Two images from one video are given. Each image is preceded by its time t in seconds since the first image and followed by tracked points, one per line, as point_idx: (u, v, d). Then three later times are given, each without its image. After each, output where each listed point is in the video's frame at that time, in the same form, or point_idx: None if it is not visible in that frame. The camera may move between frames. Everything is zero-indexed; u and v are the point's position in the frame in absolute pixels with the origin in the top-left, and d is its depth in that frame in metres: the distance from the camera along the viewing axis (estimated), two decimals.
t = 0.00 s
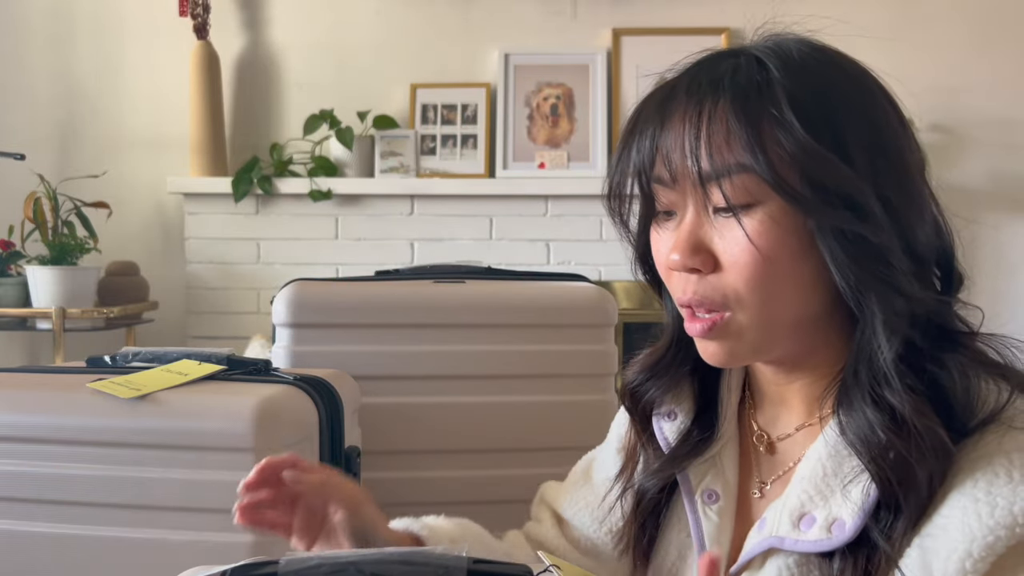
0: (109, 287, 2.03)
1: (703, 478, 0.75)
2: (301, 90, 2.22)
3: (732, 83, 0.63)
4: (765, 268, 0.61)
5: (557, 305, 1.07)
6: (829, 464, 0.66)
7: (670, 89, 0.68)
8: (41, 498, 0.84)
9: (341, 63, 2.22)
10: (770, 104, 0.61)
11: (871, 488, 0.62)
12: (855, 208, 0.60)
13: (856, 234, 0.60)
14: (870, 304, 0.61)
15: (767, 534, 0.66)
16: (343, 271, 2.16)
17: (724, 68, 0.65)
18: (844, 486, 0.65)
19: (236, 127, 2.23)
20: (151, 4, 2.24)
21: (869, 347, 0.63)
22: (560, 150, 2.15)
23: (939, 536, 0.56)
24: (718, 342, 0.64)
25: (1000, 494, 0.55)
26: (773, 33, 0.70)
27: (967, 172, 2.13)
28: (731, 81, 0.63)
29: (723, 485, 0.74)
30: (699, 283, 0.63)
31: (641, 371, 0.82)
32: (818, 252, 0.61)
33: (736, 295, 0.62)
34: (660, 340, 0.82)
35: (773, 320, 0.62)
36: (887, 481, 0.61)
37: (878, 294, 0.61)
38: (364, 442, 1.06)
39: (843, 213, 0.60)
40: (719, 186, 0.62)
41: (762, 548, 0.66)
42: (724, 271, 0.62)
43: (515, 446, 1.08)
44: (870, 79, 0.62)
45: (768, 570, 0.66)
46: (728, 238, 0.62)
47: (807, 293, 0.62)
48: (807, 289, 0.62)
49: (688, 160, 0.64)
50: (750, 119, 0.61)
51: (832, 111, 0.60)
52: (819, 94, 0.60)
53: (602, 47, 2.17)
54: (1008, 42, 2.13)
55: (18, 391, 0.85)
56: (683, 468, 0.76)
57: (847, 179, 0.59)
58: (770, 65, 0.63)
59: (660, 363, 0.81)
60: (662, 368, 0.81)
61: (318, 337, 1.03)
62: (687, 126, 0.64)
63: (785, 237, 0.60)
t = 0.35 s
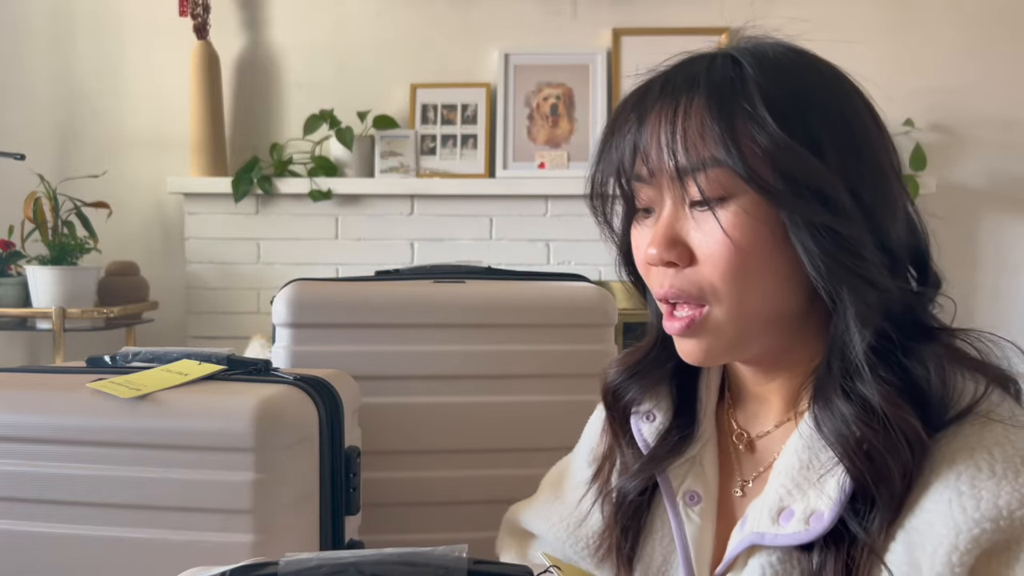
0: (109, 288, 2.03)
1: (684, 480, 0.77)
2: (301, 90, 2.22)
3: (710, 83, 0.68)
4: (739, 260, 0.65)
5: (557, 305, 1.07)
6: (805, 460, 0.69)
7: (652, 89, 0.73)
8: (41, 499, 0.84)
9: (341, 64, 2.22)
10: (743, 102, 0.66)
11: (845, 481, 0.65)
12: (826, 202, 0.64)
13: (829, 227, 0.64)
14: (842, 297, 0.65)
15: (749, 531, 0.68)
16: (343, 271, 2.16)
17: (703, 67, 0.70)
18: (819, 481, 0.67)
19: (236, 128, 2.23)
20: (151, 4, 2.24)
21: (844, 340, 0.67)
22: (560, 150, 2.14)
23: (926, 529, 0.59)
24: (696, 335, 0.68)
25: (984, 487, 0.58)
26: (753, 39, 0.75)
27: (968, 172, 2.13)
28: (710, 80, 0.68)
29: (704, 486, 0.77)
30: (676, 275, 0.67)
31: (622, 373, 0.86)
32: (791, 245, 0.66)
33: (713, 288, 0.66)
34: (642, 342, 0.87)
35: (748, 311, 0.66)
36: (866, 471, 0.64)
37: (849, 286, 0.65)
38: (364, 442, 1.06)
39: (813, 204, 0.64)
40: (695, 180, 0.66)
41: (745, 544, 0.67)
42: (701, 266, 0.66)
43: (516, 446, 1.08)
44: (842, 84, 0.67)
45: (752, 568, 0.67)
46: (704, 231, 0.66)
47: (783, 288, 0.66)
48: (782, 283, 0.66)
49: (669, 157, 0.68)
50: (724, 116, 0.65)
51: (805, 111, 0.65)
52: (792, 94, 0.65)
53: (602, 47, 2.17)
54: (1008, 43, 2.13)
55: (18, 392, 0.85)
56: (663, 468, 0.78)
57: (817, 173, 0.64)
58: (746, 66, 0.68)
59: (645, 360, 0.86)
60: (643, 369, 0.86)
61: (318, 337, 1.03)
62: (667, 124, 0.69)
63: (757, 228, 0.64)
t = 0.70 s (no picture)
0: (109, 287, 2.03)
1: (653, 472, 0.82)
2: (301, 90, 2.22)
3: (654, 84, 0.75)
4: (696, 248, 0.71)
5: (556, 305, 1.07)
6: (767, 436, 0.74)
7: (597, 97, 0.80)
8: (41, 499, 0.84)
9: (341, 63, 2.22)
10: (684, 98, 0.73)
11: (802, 453, 0.71)
12: (770, 185, 0.71)
13: (774, 209, 0.71)
14: (790, 277, 0.72)
15: (717, 507, 0.73)
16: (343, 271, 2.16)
17: (646, 71, 0.77)
18: (779, 455, 0.73)
19: (236, 128, 2.23)
20: (150, 4, 2.23)
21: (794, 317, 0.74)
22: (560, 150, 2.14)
23: (879, 477, 0.64)
24: (663, 326, 0.74)
25: (934, 428, 0.63)
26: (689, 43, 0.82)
27: (969, 172, 2.12)
28: (654, 82, 0.76)
29: (674, 477, 0.81)
30: (641, 269, 0.73)
31: (584, 371, 0.93)
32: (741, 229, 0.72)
33: (676, 278, 0.71)
34: (602, 343, 0.94)
35: (706, 298, 0.72)
36: (819, 438, 0.69)
37: (793, 265, 0.72)
38: (364, 442, 1.06)
39: (757, 188, 0.70)
40: (648, 176, 0.73)
41: (713, 520, 0.73)
42: (659, 258, 0.72)
43: (515, 446, 1.08)
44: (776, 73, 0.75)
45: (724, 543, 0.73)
46: (661, 224, 0.72)
47: (737, 272, 0.72)
48: (737, 268, 0.72)
49: (620, 158, 0.75)
50: (667, 113, 0.73)
51: (743, 103, 0.72)
52: (731, 88, 0.72)
53: (602, 47, 2.17)
54: (1009, 42, 2.13)
55: (18, 392, 0.85)
56: (631, 458, 0.83)
57: (761, 159, 0.70)
58: (688, 66, 0.75)
59: (605, 358, 0.92)
60: (606, 364, 0.92)
61: (319, 337, 1.04)
62: (616, 126, 0.76)
63: (710, 217, 0.71)
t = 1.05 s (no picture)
0: (109, 287, 2.03)
1: (657, 462, 0.83)
2: (302, 90, 2.22)
3: (639, 92, 0.76)
4: (695, 246, 0.71)
5: (555, 306, 1.07)
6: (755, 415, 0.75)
7: (586, 110, 0.80)
8: (41, 499, 0.84)
9: (341, 63, 2.22)
10: (671, 106, 0.73)
11: (786, 429, 0.72)
12: (757, 181, 0.71)
13: (762, 204, 0.71)
14: (778, 266, 0.73)
15: (710, 488, 0.74)
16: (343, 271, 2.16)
17: (630, 82, 0.78)
18: (766, 433, 0.73)
19: (236, 128, 2.23)
20: (150, 4, 2.23)
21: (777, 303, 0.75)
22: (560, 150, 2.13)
23: (844, 440, 0.65)
24: (669, 325, 0.74)
25: (900, 398, 0.64)
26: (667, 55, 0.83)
27: (969, 172, 2.12)
28: (638, 90, 0.76)
29: (677, 467, 0.82)
30: (642, 270, 0.73)
31: (579, 373, 0.92)
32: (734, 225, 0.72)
33: (677, 275, 0.72)
34: (597, 346, 0.93)
35: (707, 297, 0.72)
36: (801, 415, 0.70)
37: (782, 256, 0.72)
38: (364, 442, 1.06)
39: (746, 185, 0.71)
40: (644, 180, 0.73)
41: (708, 500, 0.74)
42: (661, 260, 0.72)
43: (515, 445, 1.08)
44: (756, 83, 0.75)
45: (719, 526, 0.73)
46: (660, 225, 0.72)
47: (732, 268, 0.73)
48: (733, 264, 0.73)
49: (613, 164, 0.75)
50: (655, 121, 0.73)
51: (724, 104, 0.72)
52: (712, 91, 0.73)
53: (602, 47, 2.17)
54: (1009, 42, 2.13)
55: (18, 392, 0.85)
56: (636, 449, 0.84)
57: (746, 156, 0.71)
58: (669, 74, 0.76)
59: (599, 363, 0.92)
60: (603, 365, 0.91)
61: (319, 337, 1.04)
62: (608, 135, 0.76)
63: (706, 215, 0.71)
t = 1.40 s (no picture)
0: (109, 288, 2.03)
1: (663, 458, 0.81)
2: (301, 90, 2.22)
3: (645, 92, 0.76)
4: (702, 240, 0.70)
5: (555, 306, 1.07)
6: (762, 404, 0.74)
7: (591, 111, 0.80)
8: (41, 499, 0.84)
9: (341, 63, 2.22)
10: (678, 105, 0.74)
11: (796, 418, 0.70)
12: (760, 179, 0.72)
13: (764, 199, 0.72)
14: (776, 254, 0.73)
15: (718, 481, 0.73)
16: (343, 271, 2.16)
17: (634, 84, 0.79)
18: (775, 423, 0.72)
19: (236, 128, 2.23)
20: (151, 4, 2.24)
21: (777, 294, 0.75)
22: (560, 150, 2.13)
23: (859, 427, 0.63)
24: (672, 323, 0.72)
25: (909, 382, 0.62)
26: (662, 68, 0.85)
27: (969, 172, 2.12)
28: (643, 91, 0.77)
29: (683, 462, 0.80)
30: (649, 265, 0.71)
31: (570, 378, 0.92)
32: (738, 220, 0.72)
33: (684, 269, 0.70)
34: (586, 351, 0.93)
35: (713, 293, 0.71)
36: (806, 404, 0.69)
37: (783, 248, 0.72)
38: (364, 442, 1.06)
39: (751, 182, 0.71)
40: (651, 175, 0.72)
41: (717, 493, 0.72)
42: (669, 256, 0.70)
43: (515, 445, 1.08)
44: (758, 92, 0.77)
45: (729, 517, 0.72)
46: (667, 220, 0.71)
47: (736, 263, 0.72)
48: (737, 260, 0.72)
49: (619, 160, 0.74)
50: (662, 118, 0.73)
51: (727, 105, 0.73)
52: (715, 93, 0.74)
53: (602, 47, 2.17)
54: (1009, 42, 2.13)
55: (19, 392, 0.85)
56: (640, 445, 0.83)
57: (749, 153, 0.71)
58: (673, 76, 0.77)
59: (590, 364, 0.91)
60: (594, 369, 0.91)
61: (319, 337, 1.04)
62: (615, 133, 0.76)
63: (714, 210, 0.70)
